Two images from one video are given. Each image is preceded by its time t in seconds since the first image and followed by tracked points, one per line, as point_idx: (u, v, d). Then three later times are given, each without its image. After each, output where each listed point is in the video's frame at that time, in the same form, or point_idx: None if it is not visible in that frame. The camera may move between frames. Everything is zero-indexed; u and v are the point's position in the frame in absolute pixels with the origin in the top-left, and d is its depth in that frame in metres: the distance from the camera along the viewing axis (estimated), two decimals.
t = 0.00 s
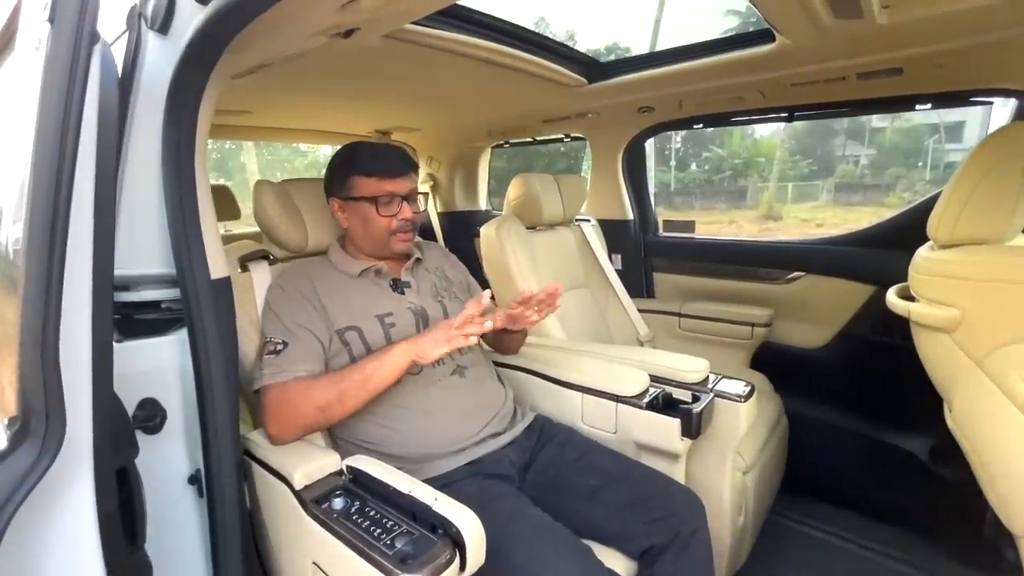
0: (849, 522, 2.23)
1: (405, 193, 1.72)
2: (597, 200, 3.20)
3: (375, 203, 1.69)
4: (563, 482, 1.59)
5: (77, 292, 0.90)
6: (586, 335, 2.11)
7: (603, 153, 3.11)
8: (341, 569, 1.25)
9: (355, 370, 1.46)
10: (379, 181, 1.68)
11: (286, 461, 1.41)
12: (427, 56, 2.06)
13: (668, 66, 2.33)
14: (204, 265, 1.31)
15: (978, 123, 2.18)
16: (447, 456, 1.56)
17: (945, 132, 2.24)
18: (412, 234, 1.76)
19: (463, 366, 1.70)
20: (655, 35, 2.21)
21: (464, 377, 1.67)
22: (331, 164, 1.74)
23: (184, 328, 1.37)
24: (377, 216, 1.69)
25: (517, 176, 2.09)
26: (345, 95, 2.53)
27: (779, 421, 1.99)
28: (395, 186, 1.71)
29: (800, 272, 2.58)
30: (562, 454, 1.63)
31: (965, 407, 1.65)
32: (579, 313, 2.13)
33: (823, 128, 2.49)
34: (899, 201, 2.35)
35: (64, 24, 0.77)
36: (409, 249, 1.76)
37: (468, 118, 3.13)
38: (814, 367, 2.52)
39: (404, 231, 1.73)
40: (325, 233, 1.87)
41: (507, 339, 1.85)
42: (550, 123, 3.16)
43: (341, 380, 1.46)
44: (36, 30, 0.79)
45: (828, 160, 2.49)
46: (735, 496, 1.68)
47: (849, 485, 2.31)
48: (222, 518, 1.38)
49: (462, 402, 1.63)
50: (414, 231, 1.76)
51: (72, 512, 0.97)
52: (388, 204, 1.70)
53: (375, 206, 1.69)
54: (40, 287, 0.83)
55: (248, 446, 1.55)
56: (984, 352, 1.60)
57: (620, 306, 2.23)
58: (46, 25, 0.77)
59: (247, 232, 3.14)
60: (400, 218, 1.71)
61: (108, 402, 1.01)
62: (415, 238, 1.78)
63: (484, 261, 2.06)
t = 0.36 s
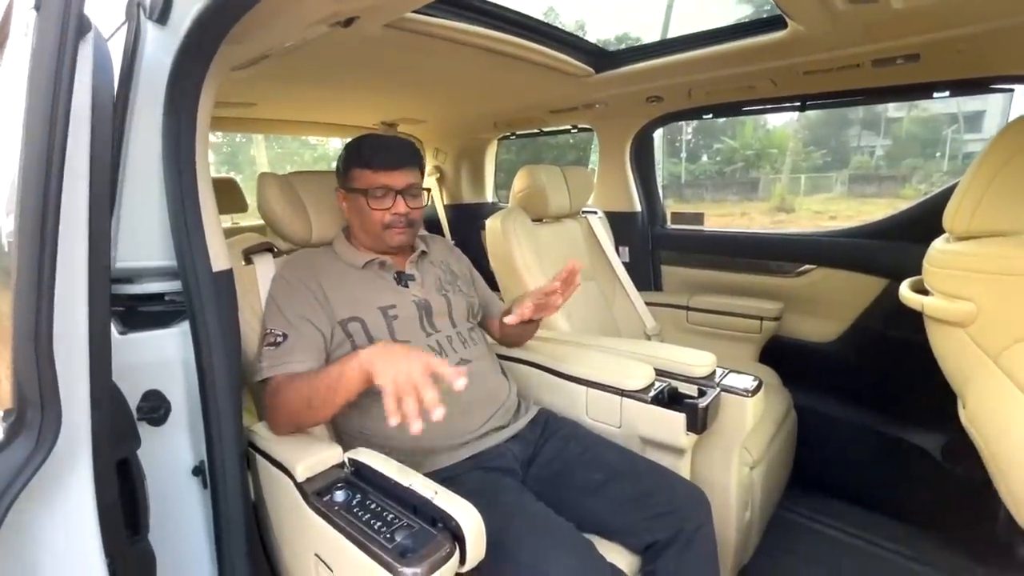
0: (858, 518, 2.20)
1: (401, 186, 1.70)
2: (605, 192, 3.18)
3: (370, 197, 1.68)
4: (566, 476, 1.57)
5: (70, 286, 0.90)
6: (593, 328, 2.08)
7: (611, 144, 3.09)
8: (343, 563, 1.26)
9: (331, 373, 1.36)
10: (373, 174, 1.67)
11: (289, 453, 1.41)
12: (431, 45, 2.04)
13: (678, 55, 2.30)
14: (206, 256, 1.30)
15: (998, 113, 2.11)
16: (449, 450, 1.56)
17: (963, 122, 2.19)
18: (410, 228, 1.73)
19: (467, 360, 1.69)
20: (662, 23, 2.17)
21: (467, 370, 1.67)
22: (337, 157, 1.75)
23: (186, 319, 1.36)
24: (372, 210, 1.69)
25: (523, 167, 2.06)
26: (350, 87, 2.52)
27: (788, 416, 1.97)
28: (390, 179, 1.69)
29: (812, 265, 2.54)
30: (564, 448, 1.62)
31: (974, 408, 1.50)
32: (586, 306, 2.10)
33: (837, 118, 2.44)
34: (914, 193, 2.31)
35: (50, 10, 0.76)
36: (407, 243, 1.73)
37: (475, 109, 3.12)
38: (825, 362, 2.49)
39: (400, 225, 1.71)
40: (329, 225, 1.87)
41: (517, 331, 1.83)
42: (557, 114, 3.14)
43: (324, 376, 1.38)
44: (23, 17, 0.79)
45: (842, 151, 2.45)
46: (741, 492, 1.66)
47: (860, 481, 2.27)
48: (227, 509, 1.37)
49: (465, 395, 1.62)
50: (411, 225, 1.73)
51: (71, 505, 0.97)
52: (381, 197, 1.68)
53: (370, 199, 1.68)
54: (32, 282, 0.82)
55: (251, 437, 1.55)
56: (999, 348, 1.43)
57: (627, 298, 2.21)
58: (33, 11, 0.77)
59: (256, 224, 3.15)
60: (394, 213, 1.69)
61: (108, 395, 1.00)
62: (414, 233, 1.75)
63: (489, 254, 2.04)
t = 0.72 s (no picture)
0: (862, 506, 2.19)
1: (391, 171, 1.68)
2: (611, 177, 3.15)
3: (360, 184, 1.67)
4: (566, 463, 1.57)
5: (60, 270, 0.89)
6: (596, 315, 2.05)
7: (616, 128, 3.05)
8: (348, 551, 1.26)
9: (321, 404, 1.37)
10: (363, 160, 1.66)
11: (288, 439, 1.41)
12: (433, 26, 2.01)
13: (686, 35, 2.25)
14: (203, 238, 1.29)
15: (1015, 98, 2.07)
16: (448, 436, 1.56)
17: (979, 107, 2.14)
18: (404, 213, 1.72)
19: (468, 346, 1.68)
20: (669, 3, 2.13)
21: (467, 357, 1.65)
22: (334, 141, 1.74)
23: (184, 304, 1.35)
24: (362, 196, 1.68)
25: (527, 153, 2.02)
26: (352, 69, 2.49)
27: (792, 404, 1.95)
28: (381, 164, 1.67)
29: (819, 252, 2.51)
30: (566, 435, 1.61)
31: (981, 398, 1.47)
32: (589, 293, 2.07)
33: (849, 102, 2.40)
34: (926, 179, 2.27)
35: None
36: (401, 229, 1.72)
37: (479, 93, 3.09)
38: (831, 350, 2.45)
39: (391, 211, 1.69)
40: (330, 210, 1.85)
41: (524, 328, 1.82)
42: (561, 98, 3.11)
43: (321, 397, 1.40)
44: None
45: (853, 135, 2.41)
46: (744, 480, 1.65)
47: (865, 470, 2.26)
48: (228, 493, 1.37)
49: (465, 382, 1.61)
50: (403, 211, 1.71)
51: (67, 495, 0.95)
52: (371, 183, 1.67)
53: (361, 185, 1.68)
54: (21, 271, 0.81)
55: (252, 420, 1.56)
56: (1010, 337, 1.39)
57: (631, 287, 2.18)
58: None
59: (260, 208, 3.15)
60: (384, 198, 1.67)
61: (105, 381, 1.00)
62: (408, 218, 1.73)
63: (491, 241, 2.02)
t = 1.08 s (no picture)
0: (858, 482, 2.22)
1: (388, 144, 1.66)
2: (613, 153, 3.13)
3: (357, 156, 1.66)
4: (564, 439, 1.58)
5: (55, 243, 0.89)
6: (596, 292, 2.05)
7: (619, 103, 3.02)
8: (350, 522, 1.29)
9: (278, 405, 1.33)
10: (360, 133, 1.65)
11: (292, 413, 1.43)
12: None
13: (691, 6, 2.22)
14: (202, 214, 1.28)
15: None
16: (448, 411, 1.56)
17: (989, 84, 2.11)
18: (402, 187, 1.70)
19: (468, 322, 1.68)
20: None
21: (468, 333, 1.65)
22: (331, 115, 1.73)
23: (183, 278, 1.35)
24: (359, 169, 1.67)
25: (529, 127, 2.00)
26: (351, 39, 2.46)
27: (791, 382, 1.95)
28: (378, 137, 1.66)
29: (824, 231, 2.49)
30: (565, 411, 1.62)
31: (981, 376, 1.47)
32: (590, 270, 2.07)
33: (858, 77, 2.37)
34: (933, 157, 2.25)
35: None
36: (400, 203, 1.71)
37: (480, 65, 3.05)
38: (832, 329, 2.45)
39: (388, 185, 1.68)
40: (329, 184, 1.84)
41: (530, 312, 1.81)
42: (564, 70, 3.07)
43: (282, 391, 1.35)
44: None
45: (861, 113, 2.38)
46: (742, 455, 1.66)
47: (862, 448, 2.27)
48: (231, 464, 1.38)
49: (465, 357, 1.61)
50: (401, 184, 1.70)
51: (70, 465, 0.96)
52: (367, 156, 1.66)
53: (357, 158, 1.66)
54: (13, 235, 0.81)
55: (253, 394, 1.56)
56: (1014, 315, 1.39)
57: (632, 264, 2.16)
58: None
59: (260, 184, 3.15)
60: (381, 171, 1.66)
61: (106, 355, 1.00)
62: (407, 192, 1.71)
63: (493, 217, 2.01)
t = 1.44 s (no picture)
0: (854, 450, 2.23)
1: (381, 98, 1.62)
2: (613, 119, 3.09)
3: (350, 112, 1.62)
4: (568, 407, 1.56)
5: (32, 194, 0.84)
6: (598, 261, 2.01)
7: (619, 67, 2.97)
8: (356, 486, 1.27)
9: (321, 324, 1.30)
10: (354, 87, 1.61)
11: (291, 378, 1.41)
12: None
13: None
14: (193, 170, 1.21)
15: None
16: (453, 377, 1.54)
17: (993, 56, 2.08)
18: (398, 144, 1.65)
19: (471, 287, 1.64)
20: None
21: (471, 299, 1.62)
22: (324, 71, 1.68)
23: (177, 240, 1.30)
24: (354, 125, 1.63)
25: (530, 90, 1.94)
26: None
27: (793, 351, 1.95)
28: (371, 90, 1.61)
29: (832, 200, 2.44)
30: (569, 378, 1.60)
31: (988, 345, 1.46)
32: (593, 237, 2.04)
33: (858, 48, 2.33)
34: (932, 131, 2.22)
35: None
36: (397, 160, 1.66)
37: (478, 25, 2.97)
38: (832, 301, 2.42)
39: (383, 141, 1.63)
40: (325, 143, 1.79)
41: (529, 272, 1.76)
42: (567, 30, 3.00)
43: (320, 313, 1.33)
44: None
45: (860, 86, 2.34)
46: (743, 422, 1.65)
47: (859, 417, 2.28)
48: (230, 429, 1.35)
49: (469, 322, 1.58)
50: (397, 141, 1.65)
51: (65, 423, 0.92)
52: (361, 110, 1.61)
53: (351, 113, 1.62)
54: None
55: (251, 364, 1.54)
56: None
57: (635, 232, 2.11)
58: None
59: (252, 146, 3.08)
60: (375, 127, 1.62)
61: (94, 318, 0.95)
62: (404, 149, 1.66)
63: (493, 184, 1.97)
